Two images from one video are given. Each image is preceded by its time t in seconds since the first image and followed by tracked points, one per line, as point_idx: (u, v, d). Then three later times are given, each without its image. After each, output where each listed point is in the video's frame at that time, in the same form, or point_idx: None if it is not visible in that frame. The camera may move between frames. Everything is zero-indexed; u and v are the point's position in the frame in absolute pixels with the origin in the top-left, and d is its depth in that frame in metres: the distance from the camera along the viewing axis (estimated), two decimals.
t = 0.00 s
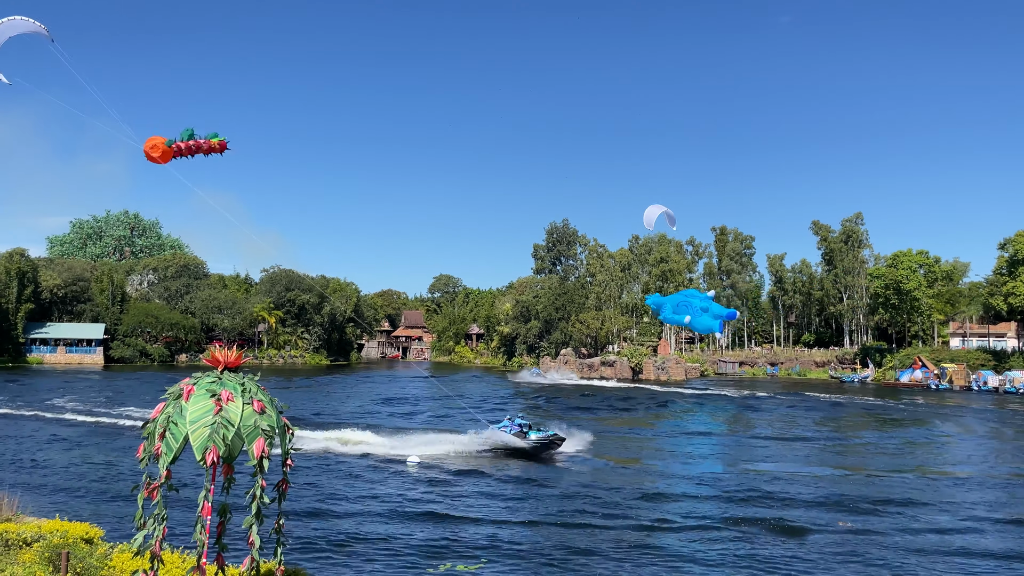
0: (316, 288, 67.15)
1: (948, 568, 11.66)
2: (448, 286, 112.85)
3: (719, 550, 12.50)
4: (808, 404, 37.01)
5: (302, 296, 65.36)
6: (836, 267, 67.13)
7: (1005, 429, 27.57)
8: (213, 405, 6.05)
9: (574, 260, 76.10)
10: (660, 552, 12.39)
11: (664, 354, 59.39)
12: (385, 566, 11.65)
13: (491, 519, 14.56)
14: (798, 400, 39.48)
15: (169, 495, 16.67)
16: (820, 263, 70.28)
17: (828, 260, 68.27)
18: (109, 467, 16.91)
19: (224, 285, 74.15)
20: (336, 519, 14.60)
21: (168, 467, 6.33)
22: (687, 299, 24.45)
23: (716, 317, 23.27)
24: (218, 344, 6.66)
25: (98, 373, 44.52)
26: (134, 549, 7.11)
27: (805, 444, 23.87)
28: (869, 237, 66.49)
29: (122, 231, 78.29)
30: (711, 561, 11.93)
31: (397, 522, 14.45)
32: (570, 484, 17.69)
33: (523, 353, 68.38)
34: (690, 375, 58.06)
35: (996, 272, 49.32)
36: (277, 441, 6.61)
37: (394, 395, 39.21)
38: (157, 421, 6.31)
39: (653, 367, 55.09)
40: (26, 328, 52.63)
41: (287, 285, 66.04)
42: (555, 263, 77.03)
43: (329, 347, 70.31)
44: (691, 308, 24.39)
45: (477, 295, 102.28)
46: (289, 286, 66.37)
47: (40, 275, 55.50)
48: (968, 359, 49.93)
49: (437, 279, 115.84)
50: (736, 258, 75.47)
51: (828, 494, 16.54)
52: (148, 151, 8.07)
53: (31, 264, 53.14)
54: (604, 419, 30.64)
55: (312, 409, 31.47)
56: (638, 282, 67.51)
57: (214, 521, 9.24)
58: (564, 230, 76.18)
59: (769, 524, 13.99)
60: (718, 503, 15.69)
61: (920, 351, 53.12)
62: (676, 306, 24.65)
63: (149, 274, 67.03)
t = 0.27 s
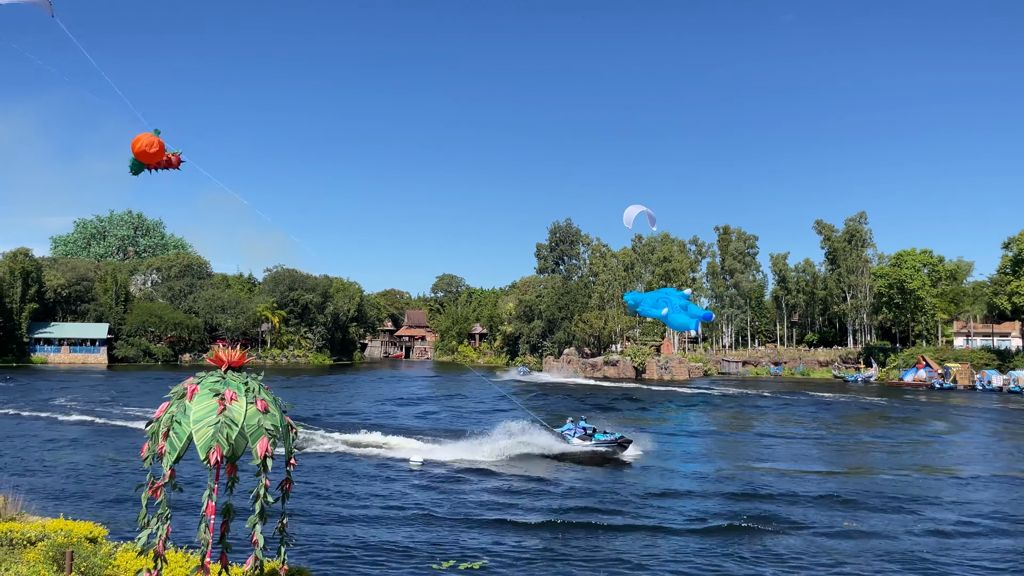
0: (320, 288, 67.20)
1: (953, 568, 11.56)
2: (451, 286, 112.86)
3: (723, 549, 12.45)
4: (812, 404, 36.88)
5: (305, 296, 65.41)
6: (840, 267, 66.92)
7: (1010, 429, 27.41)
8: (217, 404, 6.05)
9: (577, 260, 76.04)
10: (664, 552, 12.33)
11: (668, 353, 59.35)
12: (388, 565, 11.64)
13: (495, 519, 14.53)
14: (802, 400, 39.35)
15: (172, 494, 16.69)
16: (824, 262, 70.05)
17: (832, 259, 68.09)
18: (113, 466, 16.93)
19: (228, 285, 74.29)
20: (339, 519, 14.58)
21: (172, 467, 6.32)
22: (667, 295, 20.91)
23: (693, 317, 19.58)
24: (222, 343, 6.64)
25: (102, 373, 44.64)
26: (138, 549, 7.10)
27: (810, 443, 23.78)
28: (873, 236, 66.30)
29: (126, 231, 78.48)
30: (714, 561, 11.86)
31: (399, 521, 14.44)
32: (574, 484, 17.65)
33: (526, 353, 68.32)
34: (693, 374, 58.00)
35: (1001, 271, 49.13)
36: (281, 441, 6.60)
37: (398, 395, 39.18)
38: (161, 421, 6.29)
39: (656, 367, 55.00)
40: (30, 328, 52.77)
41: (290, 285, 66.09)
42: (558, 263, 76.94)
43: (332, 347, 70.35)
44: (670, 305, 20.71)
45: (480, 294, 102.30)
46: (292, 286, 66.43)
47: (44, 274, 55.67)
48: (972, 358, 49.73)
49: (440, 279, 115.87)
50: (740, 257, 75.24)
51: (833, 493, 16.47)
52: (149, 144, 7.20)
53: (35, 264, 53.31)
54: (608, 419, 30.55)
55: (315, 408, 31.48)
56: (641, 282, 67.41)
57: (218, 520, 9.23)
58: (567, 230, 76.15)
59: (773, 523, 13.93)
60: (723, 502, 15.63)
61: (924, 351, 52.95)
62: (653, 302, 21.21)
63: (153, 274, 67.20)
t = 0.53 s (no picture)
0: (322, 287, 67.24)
1: (954, 568, 11.53)
2: (453, 286, 112.88)
3: (723, 550, 12.41)
4: (814, 403, 36.82)
5: (307, 296, 65.46)
6: (841, 266, 66.85)
7: (1012, 428, 27.35)
8: (219, 404, 6.05)
9: (579, 260, 76.01)
10: (665, 552, 12.30)
11: (670, 353, 59.35)
12: (390, 565, 11.62)
13: (496, 518, 14.52)
14: (804, 399, 39.36)
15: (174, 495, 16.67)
16: (826, 262, 69.96)
17: (833, 258, 68.02)
18: (115, 466, 16.95)
19: (229, 284, 74.31)
20: (341, 519, 14.59)
21: (174, 467, 6.32)
22: (643, 293, 26.11)
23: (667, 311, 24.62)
24: (224, 342, 6.64)
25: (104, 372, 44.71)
26: (140, 548, 7.10)
27: (811, 443, 23.75)
28: (875, 236, 66.23)
29: (128, 231, 78.61)
30: (715, 561, 11.83)
31: (401, 521, 14.43)
32: (576, 483, 17.62)
33: (528, 353, 68.32)
34: (694, 374, 58.02)
35: (1002, 270, 49.05)
36: (283, 440, 6.59)
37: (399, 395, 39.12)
38: (163, 420, 6.31)
39: (658, 366, 54.94)
40: (33, 328, 52.86)
41: (292, 284, 66.19)
42: (559, 263, 76.89)
43: (334, 347, 70.40)
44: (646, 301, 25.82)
45: (482, 294, 102.35)
46: (294, 286, 66.51)
47: (46, 274, 55.77)
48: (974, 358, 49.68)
49: (442, 279, 115.87)
50: (741, 257, 75.13)
51: (835, 493, 16.44)
52: (179, 135, 7.35)
53: (37, 263, 53.39)
54: (610, 419, 30.49)
55: (316, 408, 31.48)
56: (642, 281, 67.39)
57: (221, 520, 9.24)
58: (568, 229, 76.17)
59: (774, 523, 13.91)
60: (725, 502, 15.61)
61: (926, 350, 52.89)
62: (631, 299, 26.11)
63: (155, 274, 67.33)
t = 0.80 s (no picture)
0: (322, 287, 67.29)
1: (954, 568, 11.50)
2: (454, 286, 112.93)
3: (723, 550, 12.39)
4: (815, 403, 36.81)
5: (308, 296, 65.50)
6: (842, 266, 66.84)
7: (1014, 428, 27.31)
8: (220, 404, 6.05)
9: (580, 259, 76.00)
10: (665, 553, 12.26)
11: (671, 353, 59.40)
12: (390, 565, 11.61)
13: (497, 518, 14.52)
14: (804, 399, 39.36)
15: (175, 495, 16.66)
16: (827, 262, 69.94)
17: (834, 258, 68.00)
18: (115, 466, 16.93)
19: (230, 284, 74.32)
20: (342, 519, 14.59)
21: (174, 467, 6.33)
22: (619, 291, 25.38)
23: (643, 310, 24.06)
24: (225, 342, 6.64)
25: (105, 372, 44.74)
26: (140, 548, 7.10)
27: (812, 442, 23.73)
28: (876, 236, 66.20)
29: (129, 231, 78.66)
30: (716, 562, 11.79)
31: (402, 521, 14.42)
32: (577, 483, 17.64)
33: (528, 352, 68.34)
34: (695, 374, 58.05)
35: (1003, 270, 49.00)
36: (283, 440, 6.59)
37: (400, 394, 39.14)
38: (164, 421, 6.31)
39: (659, 366, 54.95)
40: (33, 328, 52.91)
41: (293, 284, 66.27)
42: (560, 262, 76.89)
43: (335, 347, 70.41)
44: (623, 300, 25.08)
45: (483, 294, 102.41)
46: (295, 286, 66.58)
47: (47, 274, 55.80)
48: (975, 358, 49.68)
49: (443, 279, 115.87)
50: (742, 257, 75.06)
51: (836, 493, 16.43)
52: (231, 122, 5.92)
53: (38, 264, 53.42)
54: (611, 418, 30.50)
55: (317, 408, 31.49)
56: (643, 281, 67.38)
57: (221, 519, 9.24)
58: (568, 229, 76.21)
59: (775, 523, 13.88)
60: (726, 502, 15.60)
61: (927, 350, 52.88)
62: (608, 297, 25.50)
63: (156, 274, 67.38)
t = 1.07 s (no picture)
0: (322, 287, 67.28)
1: (954, 568, 11.50)
2: (453, 286, 113.01)
3: (722, 550, 12.37)
4: (815, 403, 36.83)
5: (308, 296, 65.51)
6: (842, 266, 66.87)
7: (1013, 428, 27.31)
8: (220, 404, 6.05)
9: (579, 259, 76.03)
10: (666, 553, 12.24)
11: (670, 353, 59.44)
12: (390, 566, 11.60)
13: (496, 518, 14.52)
14: (804, 399, 39.40)
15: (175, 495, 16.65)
16: (827, 262, 69.92)
17: (834, 258, 68.05)
18: (115, 466, 16.92)
19: (230, 284, 74.35)
20: (342, 518, 14.58)
21: (174, 467, 6.32)
22: (598, 291, 29.74)
23: (619, 306, 28.37)
24: (224, 342, 6.65)
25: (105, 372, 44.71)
26: (140, 548, 7.09)
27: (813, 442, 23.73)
28: (875, 236, 66.24)
29: (128, 231, 78.62)
30: (715, 561, 11.78)
31: (401, 521, 14.41)
32: (576, 483, 17.63)
33: (528, 352, 68.37)
34: (695, 374, 58.09)
35: (1003, 270, 49.02)
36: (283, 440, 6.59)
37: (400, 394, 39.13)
38: (164, 420, 6.31)
39: (659, 366, 54.96)
40: (33, 328, 52.93)
41: (293, 284, 66.28)
42: (560, 262, 76.91)
43: (334, 347, 70.39)
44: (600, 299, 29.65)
45: (483, 294, 102.44)
46: (295, 286, 66.56)
47: (47, 274, 55.78)
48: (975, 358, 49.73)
49: (442, 279, 115.92)
50: (742, 257, 74.98)
51: (836, 493, 16.44)
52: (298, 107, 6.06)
53: (38, 264, 53.35)
54: (611, 418, 30.52)
55: (317, 409, 31.49)
56: (643, 281, 67.34)
57: (220, 519, 9.23)
58: (568, 229, 76.24)
59: (775, 523, 13.88)
60: (725, 502, 15.62)
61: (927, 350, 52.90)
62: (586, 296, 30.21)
63: (155, 274, 67.38)
